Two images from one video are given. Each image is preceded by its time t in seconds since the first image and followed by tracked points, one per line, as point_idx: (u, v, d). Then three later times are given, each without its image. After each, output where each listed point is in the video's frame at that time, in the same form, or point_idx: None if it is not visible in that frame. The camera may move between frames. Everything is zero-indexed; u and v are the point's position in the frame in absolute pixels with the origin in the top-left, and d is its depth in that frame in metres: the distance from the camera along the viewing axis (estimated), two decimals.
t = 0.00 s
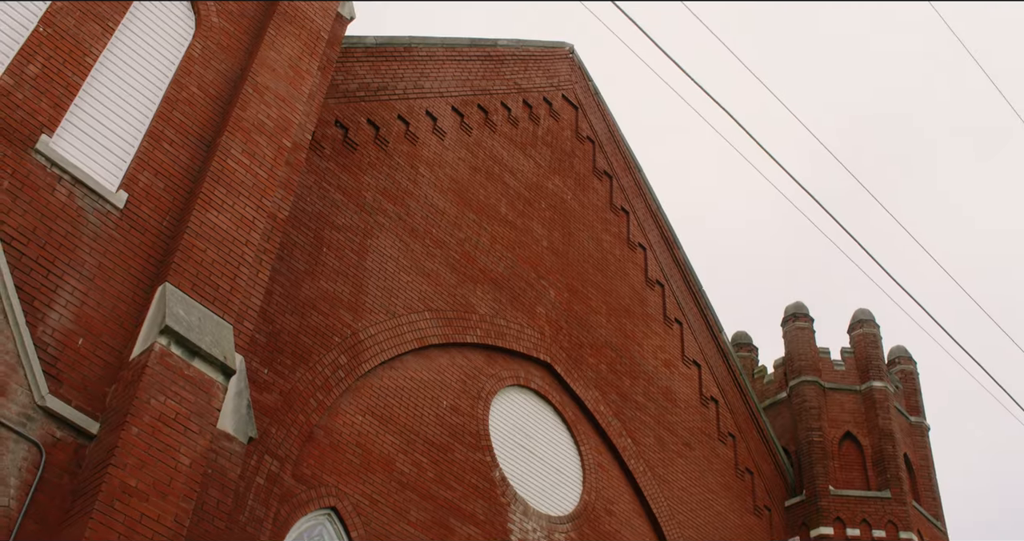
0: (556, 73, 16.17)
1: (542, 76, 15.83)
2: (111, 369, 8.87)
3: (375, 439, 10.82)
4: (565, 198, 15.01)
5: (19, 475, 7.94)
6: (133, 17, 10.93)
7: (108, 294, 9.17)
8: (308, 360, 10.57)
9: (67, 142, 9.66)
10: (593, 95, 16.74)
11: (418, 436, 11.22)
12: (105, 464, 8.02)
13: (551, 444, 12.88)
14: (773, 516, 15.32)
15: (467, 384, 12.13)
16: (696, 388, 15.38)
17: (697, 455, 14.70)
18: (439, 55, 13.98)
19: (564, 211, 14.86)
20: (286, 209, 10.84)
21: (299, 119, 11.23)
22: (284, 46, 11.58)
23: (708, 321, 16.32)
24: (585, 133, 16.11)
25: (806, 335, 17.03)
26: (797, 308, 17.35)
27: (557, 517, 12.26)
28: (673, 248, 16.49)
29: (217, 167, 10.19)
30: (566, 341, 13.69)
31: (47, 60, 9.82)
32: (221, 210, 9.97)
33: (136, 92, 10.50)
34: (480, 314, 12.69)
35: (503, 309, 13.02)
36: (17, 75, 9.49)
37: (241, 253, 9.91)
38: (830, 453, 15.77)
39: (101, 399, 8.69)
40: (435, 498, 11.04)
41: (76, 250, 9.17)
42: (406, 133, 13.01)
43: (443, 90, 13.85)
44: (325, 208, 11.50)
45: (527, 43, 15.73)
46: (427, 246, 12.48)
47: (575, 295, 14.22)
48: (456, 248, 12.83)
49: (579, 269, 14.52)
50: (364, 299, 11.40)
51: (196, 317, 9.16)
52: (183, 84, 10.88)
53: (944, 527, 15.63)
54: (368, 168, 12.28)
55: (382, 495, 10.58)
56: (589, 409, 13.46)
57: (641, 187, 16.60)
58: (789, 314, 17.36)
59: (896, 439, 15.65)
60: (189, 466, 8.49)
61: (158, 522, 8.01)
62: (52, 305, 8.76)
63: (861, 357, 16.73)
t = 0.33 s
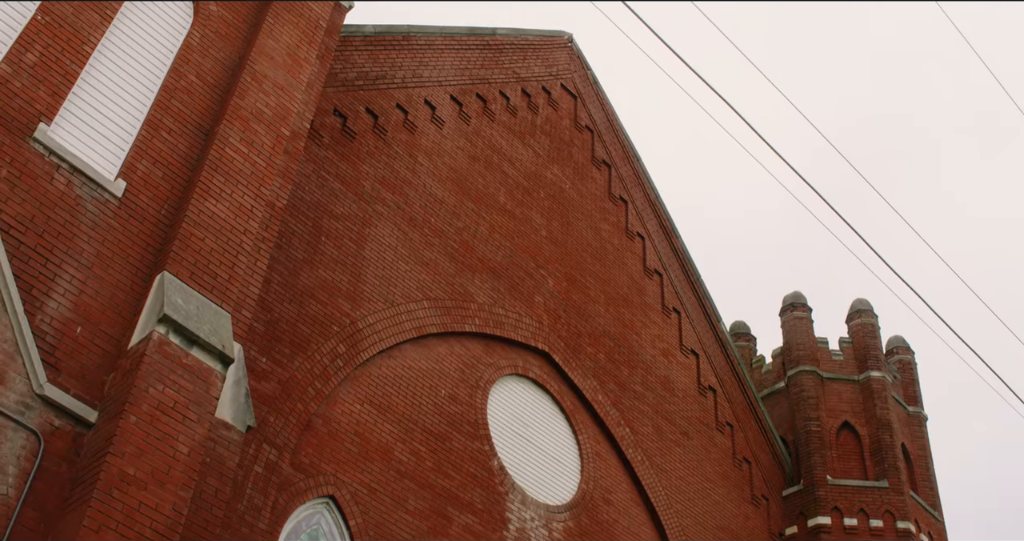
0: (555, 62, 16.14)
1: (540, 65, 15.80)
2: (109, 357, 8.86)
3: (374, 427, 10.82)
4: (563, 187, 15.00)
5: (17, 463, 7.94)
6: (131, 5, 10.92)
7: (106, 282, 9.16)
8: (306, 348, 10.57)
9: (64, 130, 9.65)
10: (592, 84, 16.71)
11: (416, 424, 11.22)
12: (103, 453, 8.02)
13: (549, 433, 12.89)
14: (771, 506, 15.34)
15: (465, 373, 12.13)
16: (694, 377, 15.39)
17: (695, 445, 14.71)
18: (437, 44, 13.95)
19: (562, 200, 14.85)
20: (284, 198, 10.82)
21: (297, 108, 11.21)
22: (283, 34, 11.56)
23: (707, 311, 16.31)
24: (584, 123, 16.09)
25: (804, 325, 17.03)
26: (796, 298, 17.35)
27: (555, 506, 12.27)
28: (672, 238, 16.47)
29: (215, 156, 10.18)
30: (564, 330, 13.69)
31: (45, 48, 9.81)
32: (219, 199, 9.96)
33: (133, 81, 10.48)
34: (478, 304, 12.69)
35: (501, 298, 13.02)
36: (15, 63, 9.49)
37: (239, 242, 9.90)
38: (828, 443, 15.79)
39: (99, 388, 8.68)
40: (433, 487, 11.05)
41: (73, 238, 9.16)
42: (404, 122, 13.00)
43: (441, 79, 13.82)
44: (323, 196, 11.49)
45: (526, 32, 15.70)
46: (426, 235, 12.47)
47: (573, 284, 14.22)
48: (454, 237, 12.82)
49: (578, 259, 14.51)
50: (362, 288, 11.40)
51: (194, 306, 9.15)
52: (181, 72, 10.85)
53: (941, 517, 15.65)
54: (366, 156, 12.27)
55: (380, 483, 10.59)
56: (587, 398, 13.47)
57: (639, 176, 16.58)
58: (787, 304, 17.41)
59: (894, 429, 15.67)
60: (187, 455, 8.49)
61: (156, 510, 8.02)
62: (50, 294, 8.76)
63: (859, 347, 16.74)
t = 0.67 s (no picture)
0: (553, 52, 16.12)
1: (539, 56, 15.78)
2: (107, 347, 8.86)
3: (371, 417, 10.82)
4: (561, 178, 14.99)
5: (15, 453, 7.94)
6: None
7: (104, 272, 9.16)
8: (304, 338, 10.57)
9: (62, 119, 9.63)
10: (590, 74, 16.69)
11: (413, 415, 11.22)
12: (101, 443, 8.02)
13: (546, 423, 12.91)
14: (768, 497, 15.36)
15: (462, 363, 12.14)
16: (691, 368, 15.39)
17: (692, 436, 14.72)
18: (435, 34, 13.93)
19: (560, 190, 14.84)
20: (282, 188, 10.79)
21: (295, 98, 11.19)
22: (281, 24, 11.54)
23: (704, 302, 16.31)
24: (582, 113, 16.08)
25: (801, 316, 17.03)
26: (793, 289, 17.36)
27: (553, 496, 12.29)
28: (670, 229, 16.46)
29: (212, 146, 10.17)
30: (562, 320, 13.69)
31: (42, 37, 9.80)
32: (217, 188, 9.95)
33: (131, 70, 10.47)
34: (476, 294, 12.68)
35: (499, 289, 13.01)
36: (12, 52, 9.48)
37: (237, 232, 9.89)
38: (825, 434, 15.81)
39: (97, 378, 8.68)
40: (430, 477, 11.06)
41: (71, 228, 9.16)
42: (402, 112, 12.98)
43: (439, 69, 13.80)
44: (321, 186, 11.48)
45: (524, 23, 15.67)
46: (423, 226, 12.46)
47: (571, 274, 14.22)
48: (452, 227, 12.82)
49: (575, 249, 14.51)
50: (359, 278, 11.39)
51: (191, 296, 9.14)
52: (179, 62, 10.83)
53: (938, 508, 15.67)
54: (364, 147, 12.26)
55: (378, 474, 10.59)
56: (584, 388, 13.48)
57: (638, 167, 16.56)
58: (785, 295, 17.41)
59: (891, 420, 15.69)
60: (185, 445, 8.49)
61: (154, 500, 8.03)
62: (48, 283, 8.75)
63: (857, 338, 16.75)
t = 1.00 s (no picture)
0: (552, 43, 16.11)
1: (537, 46, 15.77)
2: (105, 336, 8.86)
3: (369, 407, 10.83)
4: (560, 168, 14.98)
5: (13, 442, 7.95)
6: None
7: (102, 261, 9.15)
8: (302, 328, 10.57)
9: (60, 108, 9.62)
10: (589, 64, 16.66)
11: (411, 405, 11.23)
12: (99, 432, 8.03)
13: (544, 413, 12.92)
14: (765, 487, 15.38)
15: (461, 353, 12.14)
16: (689, 358, 15.40)
17: (690, 426, 14.73)
18: (434, 24, 13.91)
19: (558, 180, 14.84)
20: (280, 177, 10.78)
21: (294, 87, 11.18)
22: (279, 14, 11.52)
23: (703, 292, 16.31)
24: (581, 103, 16.06)
25: (799, 307, 17.03)
26: (791, 280, 17.36)
27: (550, 486, 12.31)
28: (668, 219, 16.44)
29: (211, 135, 10.16)
30: (560, 311, 13.69)
31: (41, 26, 9.79)
32: (215, 178, 9.95)
33: (130, 59, 10.45)
34: (474, 284, 12.68)
35: (497, 279, 13.01)
36: (11, 41, 9.47)
37: (235, 221, 9.89)
38: (823, 424, 15.83)
39: (95, 367, 8.68)
40: (429, 467, 11.07)
41: (69, 217, 9.15)
42: (401, 102, 12.97)
43: (438, 59, 13.79)
44: (319, 176, 11.48)
45: (523, 13, 15.65)
46: (422, 216, 12.46)
47: (569, 265, 14.22)
48: (451, 218, 12.82)
49: (574, 239, 14.51)
50: (358, 268, 11.39)
51: (190, 285, 9.14)
52: (177, 51, 10.81)
53: (935, 499, 15.70)
54: (363, 136, 12.25)
55: (376, 463, 10.60)
56: (583, 379, 13.48)
57: (636, 157, 16.54)
58: (783, 286, 17.42)
59: (889, 411, 15.71)
60: (183, 434, 8.49)
61: (152, 489, 8.03)
62: (46, 273, 8.75)
63: (855, 329, 16.76)
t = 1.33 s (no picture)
0: (550, 32, 16.08)
1: (536, 35, 15.74)
2: (103, 325, 8.86)
3: (367, 396, 10.83)
4: (558, 157, 14.97)
5: (10, 431, 7.95)
6: None
7: (100, 250, 9.15)
8: (300, 317, 10.57)
9: (57, 97, 9.61)
10: (588, 53, 16.63)
11: (409, 394, 11.23)
12: (96, 421, 8.03)
13: (542, 402, 12.93)
14: (763, 477, 15.39)
15: (458, 342, 12.15)
16: (687, 348, 15.40)
17: (688, 416, 14.74)
18: (432, 13, 13.89)
19: (556, 170, 14.83)
20: (278, 166, 10.78)
21: (291, 76, 11.16)
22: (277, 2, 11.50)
23: (701, 282, 16.30)
24: (579, 93, 16.03)
25: (797, 297, 17.03)
26: (789, 270, 17.36)
27: (548, 476, 12.32)
28: (666, 209, 16.43)
29: (208, 124, 10.15)
30: (558, 301, 13.69)
31: (38, 15, 9.78)
32: (213, 166, 9.94)
33: (127, 48, 10.43)
34: (472, 274, 12.68)
35: (494, 268, 13.01)
36: (8, 30, 9.45)
37: (233, 210, 9.88)
38: (820, 414, 15.84)
39: (93, 355, 8.68)
40: (426, 456, 11.08)
41: (67, 206, 9.15)
42: (399, 91, 12.96)
43: (436, 48, 13.77)
44: (317, 164, 11.47)
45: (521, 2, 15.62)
46: (420, 205, 12.45)
47: (567, 254, 14.21)
48: (448, 207, 12.81)
49: (572, 229, 14.51)
50: (355, 258, 11.38)
51: (187, 274, 9.13)
52: (175, 40, 10.78)
53: (932, 489, 15.72)
54: (360, 126, 12.23)
55: (373, 452, 10.61)
56: (580, 368, 13.49)
57: (635, 147, 16.52)
58: (781, 276, 17.41)
59: (886, 402, 15.73)
60: (181, 423, 8.49)
61: (149, 478, 8.03)
62: (43, 262, 8.75)
63: (852, 319, 16.77)
